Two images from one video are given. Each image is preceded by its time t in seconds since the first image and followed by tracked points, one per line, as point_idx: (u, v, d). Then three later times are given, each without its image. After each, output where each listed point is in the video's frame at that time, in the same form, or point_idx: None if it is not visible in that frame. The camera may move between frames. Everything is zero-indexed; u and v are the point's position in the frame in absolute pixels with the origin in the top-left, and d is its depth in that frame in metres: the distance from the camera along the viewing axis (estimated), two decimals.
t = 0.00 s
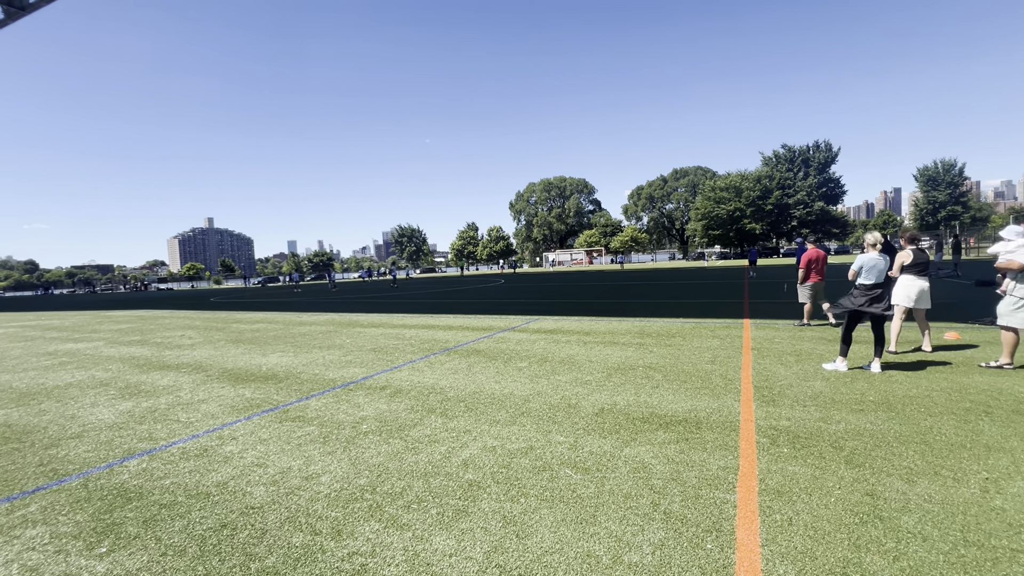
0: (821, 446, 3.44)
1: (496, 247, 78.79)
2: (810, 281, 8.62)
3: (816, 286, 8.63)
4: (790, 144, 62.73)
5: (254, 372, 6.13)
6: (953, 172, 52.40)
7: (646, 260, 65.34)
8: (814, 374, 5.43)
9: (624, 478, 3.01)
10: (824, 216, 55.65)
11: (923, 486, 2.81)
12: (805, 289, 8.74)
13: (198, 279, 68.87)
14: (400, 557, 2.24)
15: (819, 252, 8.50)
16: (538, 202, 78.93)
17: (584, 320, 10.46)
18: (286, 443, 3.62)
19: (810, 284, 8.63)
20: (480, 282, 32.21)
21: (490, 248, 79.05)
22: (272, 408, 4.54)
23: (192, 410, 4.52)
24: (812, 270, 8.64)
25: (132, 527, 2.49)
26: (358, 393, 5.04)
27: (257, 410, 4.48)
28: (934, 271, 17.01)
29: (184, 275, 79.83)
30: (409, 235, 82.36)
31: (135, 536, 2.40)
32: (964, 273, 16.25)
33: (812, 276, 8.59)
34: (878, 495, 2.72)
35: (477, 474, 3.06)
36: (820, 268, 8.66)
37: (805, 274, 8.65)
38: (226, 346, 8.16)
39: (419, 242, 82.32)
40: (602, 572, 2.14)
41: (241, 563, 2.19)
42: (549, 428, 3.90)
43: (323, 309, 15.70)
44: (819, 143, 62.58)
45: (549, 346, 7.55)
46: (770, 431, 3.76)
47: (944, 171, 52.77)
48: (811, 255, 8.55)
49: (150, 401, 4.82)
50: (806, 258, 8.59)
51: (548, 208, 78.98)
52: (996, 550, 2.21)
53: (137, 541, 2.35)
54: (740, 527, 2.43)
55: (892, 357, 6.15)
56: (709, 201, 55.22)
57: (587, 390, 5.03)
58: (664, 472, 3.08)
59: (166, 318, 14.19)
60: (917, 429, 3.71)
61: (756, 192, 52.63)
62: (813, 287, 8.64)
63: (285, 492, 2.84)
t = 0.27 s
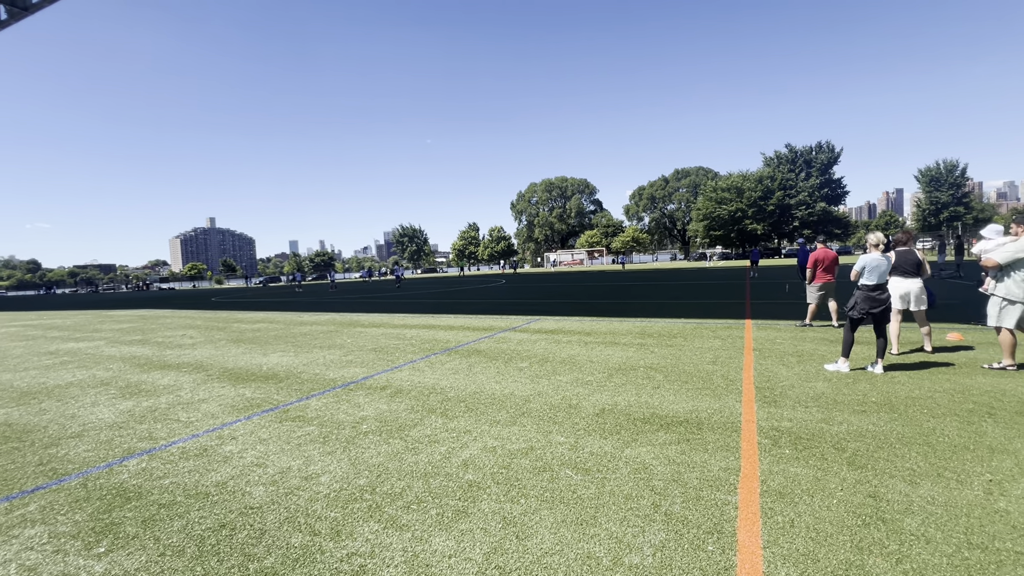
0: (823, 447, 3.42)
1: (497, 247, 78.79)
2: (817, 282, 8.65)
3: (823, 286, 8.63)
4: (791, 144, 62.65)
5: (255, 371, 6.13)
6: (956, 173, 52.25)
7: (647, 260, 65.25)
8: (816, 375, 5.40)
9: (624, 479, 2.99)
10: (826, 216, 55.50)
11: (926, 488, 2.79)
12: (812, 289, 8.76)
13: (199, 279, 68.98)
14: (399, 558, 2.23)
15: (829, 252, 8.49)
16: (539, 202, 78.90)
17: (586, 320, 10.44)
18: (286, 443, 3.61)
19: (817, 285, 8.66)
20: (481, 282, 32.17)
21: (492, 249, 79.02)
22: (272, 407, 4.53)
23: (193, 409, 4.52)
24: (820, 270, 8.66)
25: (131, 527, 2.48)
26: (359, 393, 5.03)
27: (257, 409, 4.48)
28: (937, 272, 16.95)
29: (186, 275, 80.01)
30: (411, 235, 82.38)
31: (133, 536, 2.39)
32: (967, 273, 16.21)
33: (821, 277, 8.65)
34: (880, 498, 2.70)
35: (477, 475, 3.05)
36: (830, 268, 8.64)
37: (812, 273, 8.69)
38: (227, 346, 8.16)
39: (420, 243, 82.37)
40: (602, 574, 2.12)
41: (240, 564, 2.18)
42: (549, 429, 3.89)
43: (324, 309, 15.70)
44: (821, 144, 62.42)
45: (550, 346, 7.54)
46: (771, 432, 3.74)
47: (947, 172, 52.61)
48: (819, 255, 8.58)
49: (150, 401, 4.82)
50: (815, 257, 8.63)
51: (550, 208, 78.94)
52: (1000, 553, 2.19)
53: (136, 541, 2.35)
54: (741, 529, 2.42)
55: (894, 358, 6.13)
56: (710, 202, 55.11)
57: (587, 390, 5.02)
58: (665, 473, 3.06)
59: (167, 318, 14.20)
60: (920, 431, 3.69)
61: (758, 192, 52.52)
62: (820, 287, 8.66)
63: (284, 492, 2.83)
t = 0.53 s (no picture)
0: (824, 448, 3.41)
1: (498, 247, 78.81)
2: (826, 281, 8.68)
3: (830, 286, 8.62)
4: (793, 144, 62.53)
5: (256, 371, 6.14)
6: (958, 173, 52.09)
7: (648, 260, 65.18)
8: (817, 376, 5.39)
9: (625, 479, 2.99)
10: (828, 217, 55.36)
11: (927, 489, 2.79)
12: (819, 288, 8.75)
13: (201, 279, 69.13)
14: (399, 557, 2.23)
15: (837, 252, 8.53)
16: (540, 202, 78.87)
17: (587, 320, 10.43)
18: (287, 443, 3.61)
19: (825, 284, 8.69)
20: (482, 282, 32.18)
21: (493, 249, 79.02)
22: (273, 407, 4.54)
23: (194, 409, 4.53)
24: (828, 269, 8.67)
25: (132, 526, 2.49)
26: (360, 393, 5.03)
27: (258, 409, 4.48)
28: (940, 272, 16.89)
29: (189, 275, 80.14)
30: (412, 235, 82.41)
31: (134, 535, 2.39)
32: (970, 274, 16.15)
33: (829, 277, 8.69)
34: (881, 499, 2.69)
35: (478, 475, 3.05)
36: (839, 269, 8.63)
37: (820, 272, 8.73)
38: (228, 346, 8.18)
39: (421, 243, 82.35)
40: (602, 574, 2.12)
41: (240, 563, 2.18)
42: (550, 429, 3.89)
43: (326, 309, 15.72)
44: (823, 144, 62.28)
45: (551, 346, 7.54)
46: (772, 433, 3.73)
47: (949, 172, 52.44)
48: (828, 254, 8.63)
49: (151, 400, 4.83)
50: (824, 257, 8.67)
51: (551, 208, 78.91)
52: (1001, 554, 2.18)
53: (137, 540, 2.35)
54: (741, 529, 2.42)
55: (895, 359, 6.11)
56: (712, 202, 55.02)
57: (588, 390, 5.01)
58: (666, 474, 3.06)
59: (169, 318, 14.23)
60: (921, 432, 3.67)
61: (760, 192, 52.42)
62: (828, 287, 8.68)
63: (284, 492, 2.84)
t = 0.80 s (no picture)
0: (824, 449, 3.41)
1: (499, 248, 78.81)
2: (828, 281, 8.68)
3: (833, 286, 8.61)
4: (794, 144, 62.42)
5: (257, 371, 6.15)
6: (960, 173, 52.02)
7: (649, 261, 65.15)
8: (818, 376, 5.40)
9: (625, 480, 2.99)
10: (829, 217, 55.30)
11: (927, 490, 2.79)
12: (822, 288, 8.73)
13: (202, 279, 69.24)
14: (400, 557, 2.24)
15: (841, 252, 8.50)
16: (541, 203, 78.90)
17: (588, 321, 10.43)
18: (288, 443, 3.63)
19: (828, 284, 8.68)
20: (482, 283, 32.20)
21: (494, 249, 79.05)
22: (274, 408, 4.55)
23: (195, 409, 4.54)
24: (831, 269, 8.65)
25: (133, 526, 2.50)
26: (360, 393, 5.04)
27: (259, 409, 4.49)
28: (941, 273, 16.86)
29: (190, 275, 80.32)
30: (413, 235, 82.48)
31: (136, 535, 2.41)
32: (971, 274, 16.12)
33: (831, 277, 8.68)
34: (881, 499, 2.69)
35: (478, 475, 3.06)
36: (843, 269, 8.61)
37: (823, 273, 8.70)
38: (229, 346, 8.19)
39: (423, 243, 82.40)
40: (601, 574, 2.13)
41: (241, 563, 2.19)
42: (550, 430, 3.89)
43: (327, 309, 15.73)
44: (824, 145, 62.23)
45: (551, 347, 7.54)
46: (772, 433, 3.73)
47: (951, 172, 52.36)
48: (832, 254, 8.61)
49: (153, 401, 4.84)
50: (827, 257, 8.65)
51: (552, 209, 78.92)
52: (1000, 555, 2.18)
53: (138, 540, 2.36)
54: (741, 530, 2.42)
55: (896, 360, 6.11)
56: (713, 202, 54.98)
57: (589, 391, 5.01)
58: (666, 474, 3.06)
59: (170, 318, 14.27)
60: (921, 432, 3.68)
61: (761, 193, 52.39)
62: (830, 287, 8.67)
63: (285, 492, 2.85)
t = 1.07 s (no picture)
0: (823, 449, 3.41)
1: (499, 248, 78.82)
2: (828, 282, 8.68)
3: (834, 286, 8.60)
4: (794, 145, 62.44)
5: (256, 372, 6.14)
6: (959, 173, 52.04)
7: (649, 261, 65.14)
8: (817, 377, 5.39)
9: (624, 480, 2.99)
10: (829, 217, 55.31)
11: (926, 490, 2.79)
12: (823, 289, 8.73)
13: (202, 280, 69.34)
14: (398, 559, 2.23)
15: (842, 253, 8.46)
16: (541, 204, 78.91)
17: (587, 322, 10.42)
18: (286, 444, 3.62)
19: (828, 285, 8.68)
20: (482, 284, 32.21)
21: (494, 250, 79.09)
22: (273, 408, 4.55)
23: (195, 410, 4.54)
24: (832, 270, 8.63)
25: (131, 527, 2.49)
26: (360, 394, 5.03)
27: (258, 410, 4.49)
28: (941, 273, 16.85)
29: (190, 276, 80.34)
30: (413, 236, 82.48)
31: (133, 536, 2.40)
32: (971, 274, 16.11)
33: (832, 277, 8.66)
34: (880, 500, 2.69)
35: (477, 476, 3.06)
36: (844, 269, 8.59)
37: (824, 273, 8.69)
38: (228, 347, 8.19)
39: (423, 244, 82.43)
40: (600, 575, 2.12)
41: (239, 564, 2.19)
42: (549, 430, 3.89)
43: (326, 310, 15.72)
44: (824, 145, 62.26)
45: (551, 347, 7.54)
46: (771, 434, 3.73)
47: (950, 172, 52.37)
48: (833, 255, 8.58)
49: (152, 402, 4.84)
50: (828, 257, 8.62)
51: (552, 210, 78.95)
52: (1000, 555, 2.18)
53: (136, 541, 2.36)
54: (740, 530, 2.42)
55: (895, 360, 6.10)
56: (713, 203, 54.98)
57: (588, 392, 5.01)
58: (665, 475, 3.06)
59: (170, 319, 14.26)
60: (921, 433, 3.67)
61: (760, 193, 52.40)
62: (831, 288, 8.68)
63: (284, 493, 2.85)
